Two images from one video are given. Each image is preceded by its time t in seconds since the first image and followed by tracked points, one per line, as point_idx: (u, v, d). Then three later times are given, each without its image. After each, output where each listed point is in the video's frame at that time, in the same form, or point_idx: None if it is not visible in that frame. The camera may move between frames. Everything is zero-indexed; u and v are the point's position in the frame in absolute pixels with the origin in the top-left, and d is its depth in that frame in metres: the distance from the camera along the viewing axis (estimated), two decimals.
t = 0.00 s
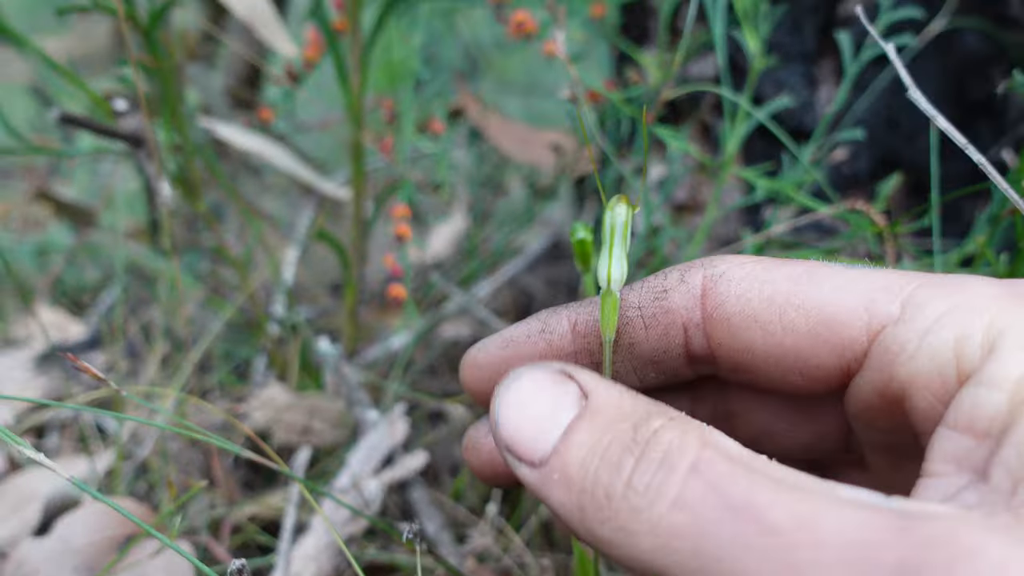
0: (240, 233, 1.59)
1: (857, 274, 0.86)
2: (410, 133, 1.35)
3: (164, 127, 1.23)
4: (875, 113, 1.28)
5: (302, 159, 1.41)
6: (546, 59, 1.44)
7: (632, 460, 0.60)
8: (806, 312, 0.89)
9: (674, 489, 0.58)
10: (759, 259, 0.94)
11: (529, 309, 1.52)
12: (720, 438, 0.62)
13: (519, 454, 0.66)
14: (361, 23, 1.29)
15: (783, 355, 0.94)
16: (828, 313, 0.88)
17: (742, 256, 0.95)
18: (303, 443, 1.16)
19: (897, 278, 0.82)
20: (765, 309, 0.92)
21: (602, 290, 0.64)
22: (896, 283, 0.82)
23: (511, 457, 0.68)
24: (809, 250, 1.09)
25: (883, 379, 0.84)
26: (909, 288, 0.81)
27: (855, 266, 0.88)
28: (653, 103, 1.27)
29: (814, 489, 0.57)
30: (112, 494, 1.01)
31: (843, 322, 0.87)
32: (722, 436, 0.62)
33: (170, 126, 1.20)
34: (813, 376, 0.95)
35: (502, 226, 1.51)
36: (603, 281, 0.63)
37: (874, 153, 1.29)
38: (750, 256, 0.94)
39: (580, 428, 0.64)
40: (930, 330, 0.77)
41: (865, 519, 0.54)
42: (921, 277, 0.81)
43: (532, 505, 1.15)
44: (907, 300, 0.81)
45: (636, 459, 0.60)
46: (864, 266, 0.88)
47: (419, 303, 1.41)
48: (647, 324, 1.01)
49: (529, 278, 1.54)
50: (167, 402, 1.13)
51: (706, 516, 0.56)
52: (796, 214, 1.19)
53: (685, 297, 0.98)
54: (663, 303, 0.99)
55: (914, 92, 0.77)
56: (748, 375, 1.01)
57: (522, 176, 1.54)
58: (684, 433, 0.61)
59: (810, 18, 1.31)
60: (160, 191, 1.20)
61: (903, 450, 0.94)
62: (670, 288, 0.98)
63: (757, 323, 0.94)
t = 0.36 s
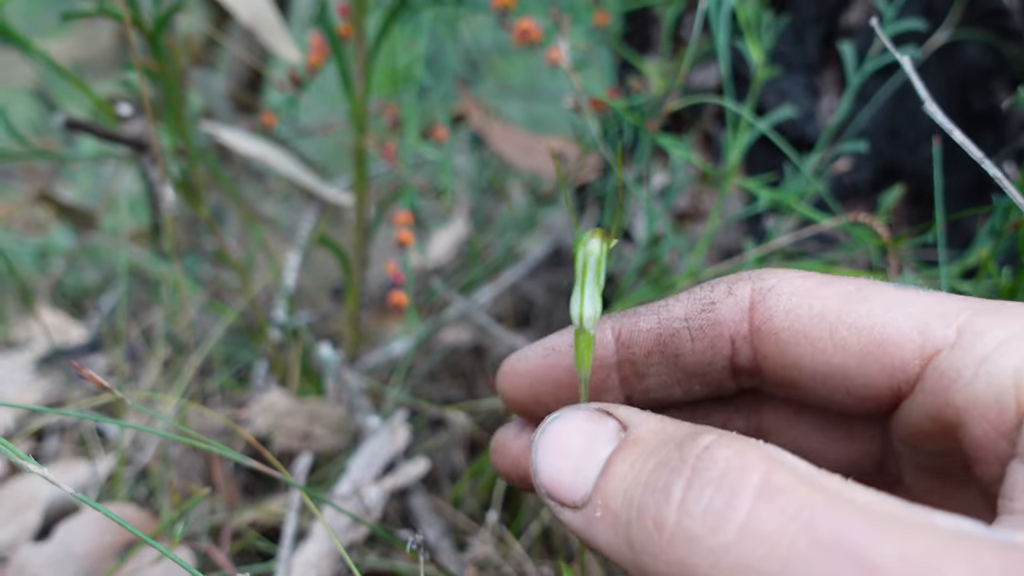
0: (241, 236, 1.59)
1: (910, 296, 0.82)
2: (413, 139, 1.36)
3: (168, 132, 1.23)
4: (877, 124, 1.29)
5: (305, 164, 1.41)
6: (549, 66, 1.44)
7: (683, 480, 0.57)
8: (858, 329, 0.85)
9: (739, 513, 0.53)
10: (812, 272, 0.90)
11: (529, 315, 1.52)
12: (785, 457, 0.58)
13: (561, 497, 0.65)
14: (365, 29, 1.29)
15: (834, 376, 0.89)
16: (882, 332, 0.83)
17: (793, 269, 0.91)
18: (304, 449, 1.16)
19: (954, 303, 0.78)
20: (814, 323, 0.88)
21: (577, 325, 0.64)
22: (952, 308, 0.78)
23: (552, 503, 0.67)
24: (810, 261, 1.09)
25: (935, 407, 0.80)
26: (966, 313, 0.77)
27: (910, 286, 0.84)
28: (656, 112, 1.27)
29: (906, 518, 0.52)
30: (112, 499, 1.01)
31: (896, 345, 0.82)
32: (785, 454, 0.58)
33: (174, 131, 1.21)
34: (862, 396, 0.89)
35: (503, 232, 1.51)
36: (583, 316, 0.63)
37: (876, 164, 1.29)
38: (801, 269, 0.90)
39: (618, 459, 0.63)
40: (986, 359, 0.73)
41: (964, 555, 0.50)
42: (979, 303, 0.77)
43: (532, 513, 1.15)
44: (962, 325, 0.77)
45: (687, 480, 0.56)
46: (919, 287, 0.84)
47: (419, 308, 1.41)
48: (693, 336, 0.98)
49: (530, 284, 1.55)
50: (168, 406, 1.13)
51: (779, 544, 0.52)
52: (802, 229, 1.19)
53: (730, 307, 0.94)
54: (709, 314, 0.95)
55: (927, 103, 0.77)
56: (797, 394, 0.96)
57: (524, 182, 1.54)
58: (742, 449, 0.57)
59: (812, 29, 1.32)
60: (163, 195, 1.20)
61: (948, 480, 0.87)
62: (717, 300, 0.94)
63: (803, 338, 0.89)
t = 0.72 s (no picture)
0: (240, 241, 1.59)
1: (927, 311, 0.82)
2: (412, 145, 1.36)
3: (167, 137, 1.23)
4: (874, 130, 1.29)
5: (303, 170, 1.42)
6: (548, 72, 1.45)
7: (683, 517, 0.56)
8: (876, 350, 0.84)
9: (745, 552, 0.54)
10: (819, 295, 0.88)
11: (528, 320, 1.53)
12: (786, 488, 0.57)
13: (559, 523, 0.64)
14: (364, 35, 1.30)
15: (852, 400, 0.88)
16: (903, 352, 0.82)
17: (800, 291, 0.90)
18: (302, 453, 1.16)
19: (974, 316, 0.78)
20: (828, 346, 0.87)
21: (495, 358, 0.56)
22: (973, 322, 0.78)
23: (549, 528, 0.64)
24: (808, 267, 1.09)
25: (961, 424, 0.80)
26: (989, 326, 0.77)
27: (924, 303, 0.83)
28: (654, 117, 1.28)
29: (907, 556, 0.53)
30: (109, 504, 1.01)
31: (918, 364, 0.82)
32: (786, 485, 0.58)
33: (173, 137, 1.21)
34: (882, 420, 0.88)
35: (502, 236, 1.51)
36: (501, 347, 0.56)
37: (873, 169, 1.30)
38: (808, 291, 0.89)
39: (616, 488, 0.62)
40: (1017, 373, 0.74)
41: None
42: (998, 314, 0.78)
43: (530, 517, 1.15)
44: (986, 338, 0.77)
45: (689, 519, 0.56)
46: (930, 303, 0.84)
47: (418, 313, 1.42)
48: (700, 365, 0.94)
49: (529, 289, 1.55)
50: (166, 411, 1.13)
51: None
52: (802, 232, 1.19)
53: (740, 334, 0.91)
54: (716, 342, 0.92)
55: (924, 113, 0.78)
56: (809, 420, 0.94)
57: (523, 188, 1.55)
58: (744, 483, 0.57)
59: (809, 34, 1.33)
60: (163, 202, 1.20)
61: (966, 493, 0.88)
62: (723, 327, 0.92)
63: (819, 361, 0.88)
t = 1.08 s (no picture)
0: (240, 248, 1.59)
1: (904, 341, 0.83)
2: (412, 154, 1.37)
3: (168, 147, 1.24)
4: (874, 142, 1.29)
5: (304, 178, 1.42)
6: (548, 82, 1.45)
7: None
8: (855, 381, 0.84)
9: None
10: (795, 325, 0.88)
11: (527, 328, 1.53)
12: (732, 538, 0.63)
13: (528, 568, 0.71)
14: (364, 44, 1.30)
15: (832, 432, 0.88)
16: (881, 383, 0.83)
17: (775, 321, 0.89)
18: (301, 462, 1.16)
19: (950, 345, 0.79)
20: (807, 378, 0.86)
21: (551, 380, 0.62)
22: (949, 351, 0.79)
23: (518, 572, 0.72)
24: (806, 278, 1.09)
25: (939, 453, 0.81)
26: (965, 354, 0.78)
27: (899, 332, 0.84)
28: (655, 127, 1.28)
29: None
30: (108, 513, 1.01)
31: (896, 394, 0.82)
32: (733, 534, 0.63)
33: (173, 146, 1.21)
34: (863, 451, 0.88)
35: (502, 245, 1.51)
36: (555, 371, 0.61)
37: (872, 180, 1.30)
38: (782, 321, 0.89)
39: (578, 540, 0.67)
40: (993, 403, 0.75)
41: None
42: (972, 341, 0.79)
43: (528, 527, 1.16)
44: (962, 367, 0.78)
45: None
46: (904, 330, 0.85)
47: (418, 321, 1.42)
48: (678, 397, 0.94)
49: (529, 297, 1.56)
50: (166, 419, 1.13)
51: None
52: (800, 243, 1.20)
53: (717, 366, 0.90)
54: (694, 374, 0.92)
55: (919, 129, 0.79)
56: (790, 453, 0.94)
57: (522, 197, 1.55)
58: (693, 541, 0.62)
59: (808, 45, 1.35)
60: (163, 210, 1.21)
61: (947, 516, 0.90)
62: (700, 358, 0.91)
63: (797, 393, 0.87)
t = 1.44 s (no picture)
0: (237, 252, 1.59)
1: (902, 357, 0.83)
2: (409, 157, 1.36)
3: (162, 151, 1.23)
4: (872, 146, 1.29)
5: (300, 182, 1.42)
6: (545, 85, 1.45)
7: None
8: (855, 401, 0.84)
9: None
10: (793, 345, 0.87)
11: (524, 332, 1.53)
12: (721, 550, 0.63)
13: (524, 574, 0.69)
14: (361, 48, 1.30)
15: (833, 451, 0.87)
16: (881, 402, 0.82)
17: (773, 340, 0.89)
18: (296, 467, 1.16)
19: (948, 360, 0.79)
20: (805, 398, 0.86)
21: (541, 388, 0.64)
22: (949, 366, 0.79)
23: None
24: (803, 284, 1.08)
25: (940, 471, 0.80)
26: (965, 370, 0.78)
27: (898, 349, 0.83)
28: (651, 131, 1.28)
29: None
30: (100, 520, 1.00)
31: (897, 412, 0.82)
32: (721, 547, 0.63)
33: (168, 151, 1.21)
34: (865, 472, 0.88)
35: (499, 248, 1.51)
36: (544, 378, 0.63)
37: (870, 184, 1.29)
38: (780, 340, 0.88)
39: (574, 551, 0.67)
40: (994, 416, 0.75)
41: None
42: (972, 356, 0.78)
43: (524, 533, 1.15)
44: (963, 383, 0.78)
45: None
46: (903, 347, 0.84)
47: (414, 325, 1.42)
48: (673, 417, 0.94)
49: (525, 301, 1.55)
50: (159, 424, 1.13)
51: None
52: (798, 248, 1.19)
53: (715, 386, 0.90)
54: (690, 394, 0.92)
55: (918, 136, 0.78)
56: (790, 472, 0.93)
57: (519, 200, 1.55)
58: (685, 557, 0.63)
59: (807, 49, 1.34)
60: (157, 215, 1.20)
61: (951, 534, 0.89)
62: (697, 377, 0.91)
63: (796, 413, 0.87)
